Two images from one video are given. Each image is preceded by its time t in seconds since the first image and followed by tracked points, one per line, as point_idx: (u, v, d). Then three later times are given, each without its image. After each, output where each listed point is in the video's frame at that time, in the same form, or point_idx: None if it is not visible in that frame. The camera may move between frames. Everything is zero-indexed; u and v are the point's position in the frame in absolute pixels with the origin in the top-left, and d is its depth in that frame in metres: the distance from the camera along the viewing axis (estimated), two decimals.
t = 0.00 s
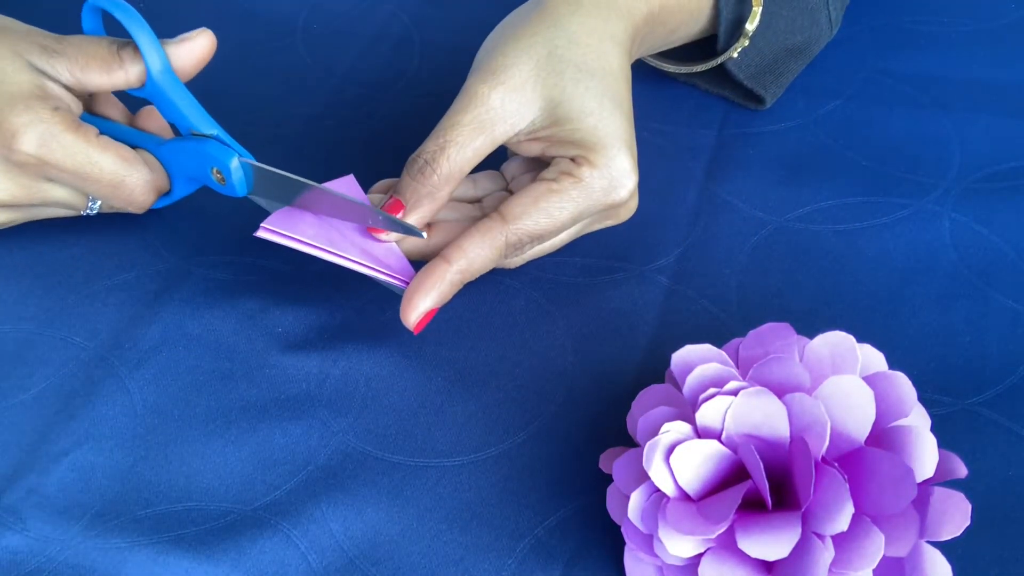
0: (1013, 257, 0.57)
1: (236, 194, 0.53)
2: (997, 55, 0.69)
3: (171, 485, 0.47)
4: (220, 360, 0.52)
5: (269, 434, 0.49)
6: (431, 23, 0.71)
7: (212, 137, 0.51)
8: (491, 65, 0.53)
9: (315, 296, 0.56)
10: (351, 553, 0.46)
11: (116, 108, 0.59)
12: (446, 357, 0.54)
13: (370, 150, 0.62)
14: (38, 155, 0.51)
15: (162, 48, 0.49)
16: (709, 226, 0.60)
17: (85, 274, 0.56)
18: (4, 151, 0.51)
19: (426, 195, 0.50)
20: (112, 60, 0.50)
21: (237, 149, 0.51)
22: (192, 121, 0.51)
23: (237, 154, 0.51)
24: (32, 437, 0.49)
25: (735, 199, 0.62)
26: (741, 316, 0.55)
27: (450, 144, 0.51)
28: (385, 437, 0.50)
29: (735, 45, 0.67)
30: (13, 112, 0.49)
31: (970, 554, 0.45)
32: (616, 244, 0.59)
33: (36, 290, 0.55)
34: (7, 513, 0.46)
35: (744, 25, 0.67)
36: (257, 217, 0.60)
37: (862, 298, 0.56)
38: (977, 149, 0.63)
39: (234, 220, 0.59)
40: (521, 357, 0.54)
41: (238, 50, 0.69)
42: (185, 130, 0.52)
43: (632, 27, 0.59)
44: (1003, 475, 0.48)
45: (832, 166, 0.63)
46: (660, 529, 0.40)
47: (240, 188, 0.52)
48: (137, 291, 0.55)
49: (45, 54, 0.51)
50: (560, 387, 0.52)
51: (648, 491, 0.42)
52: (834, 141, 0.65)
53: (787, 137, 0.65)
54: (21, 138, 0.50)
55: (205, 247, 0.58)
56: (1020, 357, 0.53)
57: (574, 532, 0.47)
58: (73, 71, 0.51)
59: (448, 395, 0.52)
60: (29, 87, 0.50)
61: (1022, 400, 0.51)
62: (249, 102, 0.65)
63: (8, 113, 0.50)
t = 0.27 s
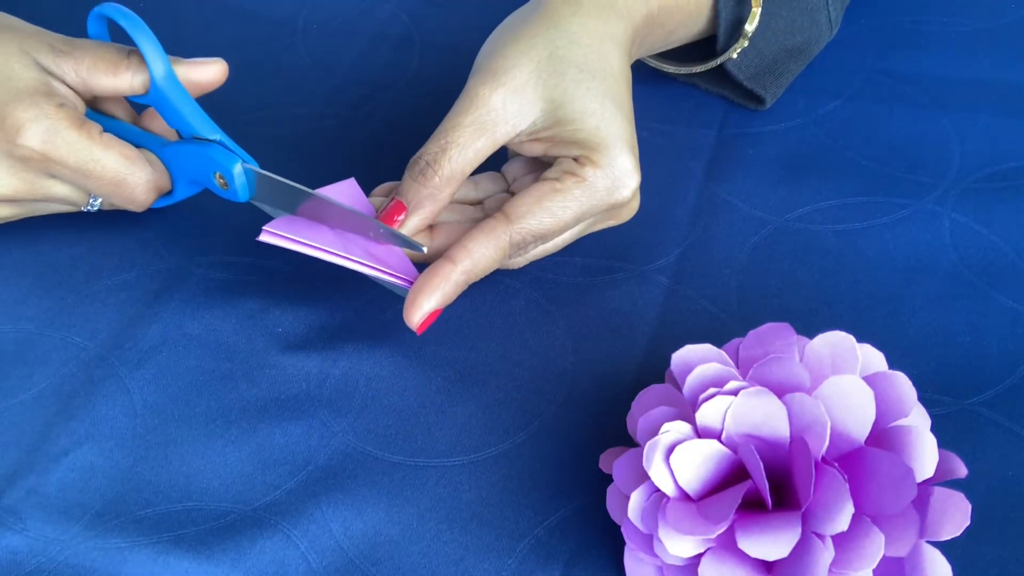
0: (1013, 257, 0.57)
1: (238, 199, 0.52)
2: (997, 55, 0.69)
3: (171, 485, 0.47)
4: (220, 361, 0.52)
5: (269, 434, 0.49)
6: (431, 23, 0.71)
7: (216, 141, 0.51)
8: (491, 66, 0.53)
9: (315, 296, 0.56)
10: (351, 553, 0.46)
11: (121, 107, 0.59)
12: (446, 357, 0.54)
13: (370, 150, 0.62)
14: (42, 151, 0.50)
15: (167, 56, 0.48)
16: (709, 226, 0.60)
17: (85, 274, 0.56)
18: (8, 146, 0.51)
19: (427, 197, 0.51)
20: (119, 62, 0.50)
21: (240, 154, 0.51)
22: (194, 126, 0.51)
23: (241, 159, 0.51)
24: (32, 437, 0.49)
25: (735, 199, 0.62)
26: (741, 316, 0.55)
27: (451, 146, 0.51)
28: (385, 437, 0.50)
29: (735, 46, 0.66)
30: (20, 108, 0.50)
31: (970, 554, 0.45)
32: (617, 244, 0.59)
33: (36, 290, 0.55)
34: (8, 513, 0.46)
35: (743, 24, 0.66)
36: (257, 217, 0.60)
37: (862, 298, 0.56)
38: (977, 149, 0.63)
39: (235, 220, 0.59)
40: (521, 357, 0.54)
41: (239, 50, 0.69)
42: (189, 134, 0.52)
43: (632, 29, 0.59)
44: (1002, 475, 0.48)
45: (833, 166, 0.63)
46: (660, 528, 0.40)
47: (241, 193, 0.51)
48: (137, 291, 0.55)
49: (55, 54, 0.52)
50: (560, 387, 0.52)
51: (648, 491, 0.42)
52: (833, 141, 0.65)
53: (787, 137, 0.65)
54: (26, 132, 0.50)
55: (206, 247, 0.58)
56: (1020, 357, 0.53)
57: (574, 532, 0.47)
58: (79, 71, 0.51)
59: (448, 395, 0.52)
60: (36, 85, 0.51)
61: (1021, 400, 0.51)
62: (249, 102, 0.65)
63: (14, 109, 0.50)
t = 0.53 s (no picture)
0: (1014, 257, 0.57)
1: (242, 203, 0.52)
2: (997, 55, 0.69)
3: (171, 485, 0.47)
4: (220, 361, 0.52)
5: (269, 434, 0.49)
6: (431, 23, 0.71)
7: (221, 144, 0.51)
8: (493, 79, 0.53)
9: (315, 296, 0.56)
10: (351, 553, 0.46)
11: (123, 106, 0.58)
12: (446, 357, 0.54)
13: (370, 150, 0.62)
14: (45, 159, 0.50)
15: (170, 57, 0.49)
16: (709, 226, 0.60)
17: (85, 273, 0.56)
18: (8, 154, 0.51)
19: (422, 205, 0.50)
20: (121, 66, 0.50)
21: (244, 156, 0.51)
22: (199, 130, 0.51)
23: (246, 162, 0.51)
24: (32, 437, 0.49)
25: (735, 199, 0.62)
26: (741, 316, 0.55)
27: (448, 155, 0.51)
28: (385, 437, 0.50)
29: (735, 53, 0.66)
30: (22, 117, 0.49)
31: (970, 554, 0.45)
32: (617, 244, 0.59)
33: (36, 290, 0.55)
34: (8, 513, 0.46)
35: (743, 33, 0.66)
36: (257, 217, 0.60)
37: (862, 298, 0.56)
38: (977, 149, 0.63)
39: (234, 220, 0.59)
40: (521, 357, 0.54)
41: (238, 50, 0.69)
42: (193, 137, 0.52)
43: (631, 43, 0.59)
44: (1003, 474, 0.48)
45: (833, 166, 0.63)
46: (660, 528, 0.40)
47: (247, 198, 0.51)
48: (137, 291, 0.55)
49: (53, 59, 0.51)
50: (560, 387, 0.52)
51: (648, 491, 0.42)
52: (833, 141, 0.65)
53: (787, 137, 0.65)
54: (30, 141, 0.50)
55: (206, 247, 0.58)
56: (1020, 357, 0.53)
57: (574, 532, 0.47)
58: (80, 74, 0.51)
59: (448, 394, 0.52)
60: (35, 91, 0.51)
61: (1021, 400, 0.51)
62: (249, 102, 0.65)
63: (16, 118, 0.50)
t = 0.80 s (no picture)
0: (1014, 257, 0.57)
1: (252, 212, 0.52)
2: (997, 55, 0.69)
3: (171, 485, 0.47)
4: (220, 361, 0.52)
5: (269, 434, 0.49)
6: (432, 22, 0.71)
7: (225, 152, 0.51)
8: (459, 90, 0.51)
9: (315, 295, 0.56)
10: (351, 553, 0.46)
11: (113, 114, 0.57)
12: (446, 357, 0.54)
13: (370, 149, 0.62)
14: (1, 139, 0.46)
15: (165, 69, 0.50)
16: (709, 226, 0.60)
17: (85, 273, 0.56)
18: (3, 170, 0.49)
19: (388, 220, 0.46)
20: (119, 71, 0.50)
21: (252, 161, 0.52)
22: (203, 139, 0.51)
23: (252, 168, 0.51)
24: (32, 437, 0.49)
25: (735, 199, 0.62)
26: (741, 316, 0.55)
27: (416, 170, 0.47)
28: (385, 437, 0.50)
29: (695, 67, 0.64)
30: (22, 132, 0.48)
31: (970, 554, 0.45)
32: (616, 244, 0.59)
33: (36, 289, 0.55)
34: (8, 513, 0.46)
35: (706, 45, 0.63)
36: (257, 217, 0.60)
37: (862, 298, 0.56)
38: (977, 149, 0.63)
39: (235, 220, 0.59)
40: (522, 357, 0.54)
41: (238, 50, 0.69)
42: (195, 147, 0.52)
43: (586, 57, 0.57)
44: (1003, 474, 0.48)
45: (833, 166, 0.63)
46: (661, 529, 0.40)
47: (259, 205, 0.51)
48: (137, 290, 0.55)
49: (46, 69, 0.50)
50: (560, 387, 0.52)
51: (648, 491, 0.42)
52: (833, 141, 0.65)
53: (787, 137, 0.65)
54: None
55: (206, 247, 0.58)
56: (1020, 357, 0.53)
57: (574, 532, 0.47)
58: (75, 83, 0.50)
59: (449, 394, 0.52)
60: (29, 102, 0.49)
61: (1021, 400, 0.51)
62: (249, 102, 0.65)
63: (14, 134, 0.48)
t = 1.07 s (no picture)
0: (1014, 257, 0.57)
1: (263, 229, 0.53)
2: (997, 55, 0.69)
3: (171, 485, 0.47)
4: (220, 361, 0.52)
5: (269, 435, 0.49)
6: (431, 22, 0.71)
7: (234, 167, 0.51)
8: (439, 96, 0.50)
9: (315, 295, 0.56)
10: (351, 553, 0.46)
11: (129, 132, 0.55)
12: (446, 357, 0.54)
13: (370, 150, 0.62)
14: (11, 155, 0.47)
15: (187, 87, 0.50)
16: (709, 227, 0.60)
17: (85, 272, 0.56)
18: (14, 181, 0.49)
19: (343, 211, 0.47)
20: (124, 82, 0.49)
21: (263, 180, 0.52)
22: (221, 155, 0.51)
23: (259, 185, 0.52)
24: (32, 436, 0.49)
25: (735, 199, 0.62)
26: (741, 316, 0.55)
27: (377, 170, 0.48)
28: (385, 437, 0.50)
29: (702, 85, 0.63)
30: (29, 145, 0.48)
31: (970, 553, 0.45)
32: (616, 244, 0.59)
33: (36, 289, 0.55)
34: (8, 513, 0.46)
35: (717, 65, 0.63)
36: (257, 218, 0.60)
37: (862, 298, 0.56)
38: (977, 149, 0.63)
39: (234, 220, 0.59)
40: (522, 357, 0.54)
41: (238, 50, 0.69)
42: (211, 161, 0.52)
43: (601, 75, 0.56)
44: (1002, 474, 0.48)
45: (833, 165, 0.63)
46: (660, 529, 0.40)
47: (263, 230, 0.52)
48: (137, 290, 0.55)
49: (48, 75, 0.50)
50: (560, 387, 0.52)
51: (648, 492, 0.42)
52: (833, 141, 0.64)
53: (787, 137, 0.65)
54: (2, 134, 0.47)
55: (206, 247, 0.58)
56: (1019, 356, 0.53)
57: (574, 532, 0.47)
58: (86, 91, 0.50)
59: (449, 394, 0.52)
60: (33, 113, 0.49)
61: (1022, 400, 0.51)
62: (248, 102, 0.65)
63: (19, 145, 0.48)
